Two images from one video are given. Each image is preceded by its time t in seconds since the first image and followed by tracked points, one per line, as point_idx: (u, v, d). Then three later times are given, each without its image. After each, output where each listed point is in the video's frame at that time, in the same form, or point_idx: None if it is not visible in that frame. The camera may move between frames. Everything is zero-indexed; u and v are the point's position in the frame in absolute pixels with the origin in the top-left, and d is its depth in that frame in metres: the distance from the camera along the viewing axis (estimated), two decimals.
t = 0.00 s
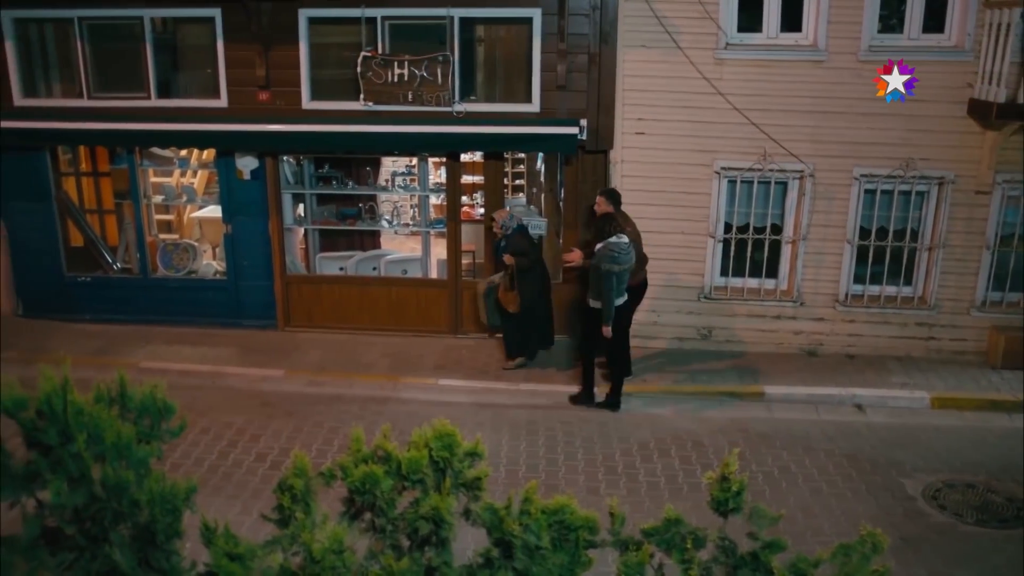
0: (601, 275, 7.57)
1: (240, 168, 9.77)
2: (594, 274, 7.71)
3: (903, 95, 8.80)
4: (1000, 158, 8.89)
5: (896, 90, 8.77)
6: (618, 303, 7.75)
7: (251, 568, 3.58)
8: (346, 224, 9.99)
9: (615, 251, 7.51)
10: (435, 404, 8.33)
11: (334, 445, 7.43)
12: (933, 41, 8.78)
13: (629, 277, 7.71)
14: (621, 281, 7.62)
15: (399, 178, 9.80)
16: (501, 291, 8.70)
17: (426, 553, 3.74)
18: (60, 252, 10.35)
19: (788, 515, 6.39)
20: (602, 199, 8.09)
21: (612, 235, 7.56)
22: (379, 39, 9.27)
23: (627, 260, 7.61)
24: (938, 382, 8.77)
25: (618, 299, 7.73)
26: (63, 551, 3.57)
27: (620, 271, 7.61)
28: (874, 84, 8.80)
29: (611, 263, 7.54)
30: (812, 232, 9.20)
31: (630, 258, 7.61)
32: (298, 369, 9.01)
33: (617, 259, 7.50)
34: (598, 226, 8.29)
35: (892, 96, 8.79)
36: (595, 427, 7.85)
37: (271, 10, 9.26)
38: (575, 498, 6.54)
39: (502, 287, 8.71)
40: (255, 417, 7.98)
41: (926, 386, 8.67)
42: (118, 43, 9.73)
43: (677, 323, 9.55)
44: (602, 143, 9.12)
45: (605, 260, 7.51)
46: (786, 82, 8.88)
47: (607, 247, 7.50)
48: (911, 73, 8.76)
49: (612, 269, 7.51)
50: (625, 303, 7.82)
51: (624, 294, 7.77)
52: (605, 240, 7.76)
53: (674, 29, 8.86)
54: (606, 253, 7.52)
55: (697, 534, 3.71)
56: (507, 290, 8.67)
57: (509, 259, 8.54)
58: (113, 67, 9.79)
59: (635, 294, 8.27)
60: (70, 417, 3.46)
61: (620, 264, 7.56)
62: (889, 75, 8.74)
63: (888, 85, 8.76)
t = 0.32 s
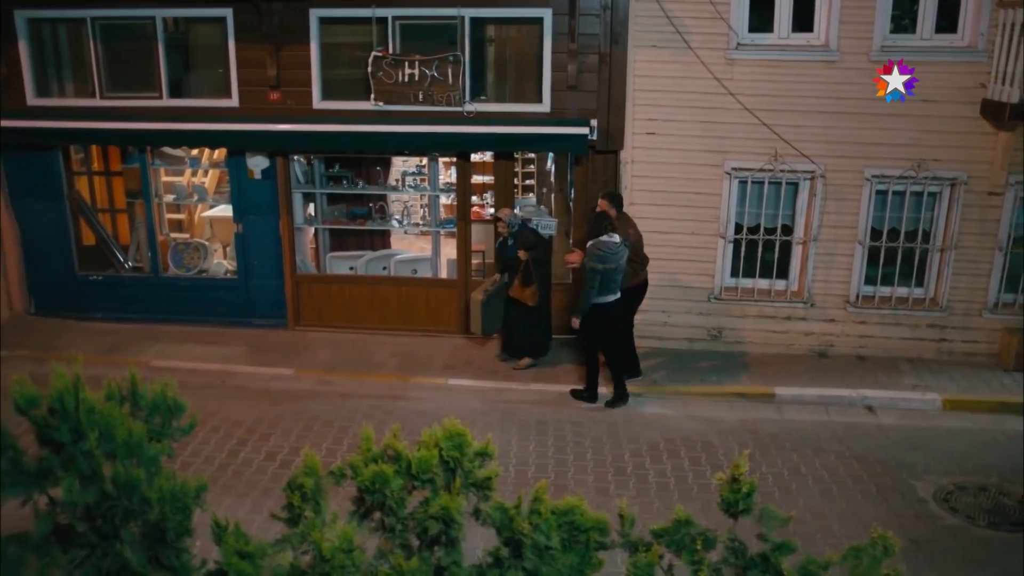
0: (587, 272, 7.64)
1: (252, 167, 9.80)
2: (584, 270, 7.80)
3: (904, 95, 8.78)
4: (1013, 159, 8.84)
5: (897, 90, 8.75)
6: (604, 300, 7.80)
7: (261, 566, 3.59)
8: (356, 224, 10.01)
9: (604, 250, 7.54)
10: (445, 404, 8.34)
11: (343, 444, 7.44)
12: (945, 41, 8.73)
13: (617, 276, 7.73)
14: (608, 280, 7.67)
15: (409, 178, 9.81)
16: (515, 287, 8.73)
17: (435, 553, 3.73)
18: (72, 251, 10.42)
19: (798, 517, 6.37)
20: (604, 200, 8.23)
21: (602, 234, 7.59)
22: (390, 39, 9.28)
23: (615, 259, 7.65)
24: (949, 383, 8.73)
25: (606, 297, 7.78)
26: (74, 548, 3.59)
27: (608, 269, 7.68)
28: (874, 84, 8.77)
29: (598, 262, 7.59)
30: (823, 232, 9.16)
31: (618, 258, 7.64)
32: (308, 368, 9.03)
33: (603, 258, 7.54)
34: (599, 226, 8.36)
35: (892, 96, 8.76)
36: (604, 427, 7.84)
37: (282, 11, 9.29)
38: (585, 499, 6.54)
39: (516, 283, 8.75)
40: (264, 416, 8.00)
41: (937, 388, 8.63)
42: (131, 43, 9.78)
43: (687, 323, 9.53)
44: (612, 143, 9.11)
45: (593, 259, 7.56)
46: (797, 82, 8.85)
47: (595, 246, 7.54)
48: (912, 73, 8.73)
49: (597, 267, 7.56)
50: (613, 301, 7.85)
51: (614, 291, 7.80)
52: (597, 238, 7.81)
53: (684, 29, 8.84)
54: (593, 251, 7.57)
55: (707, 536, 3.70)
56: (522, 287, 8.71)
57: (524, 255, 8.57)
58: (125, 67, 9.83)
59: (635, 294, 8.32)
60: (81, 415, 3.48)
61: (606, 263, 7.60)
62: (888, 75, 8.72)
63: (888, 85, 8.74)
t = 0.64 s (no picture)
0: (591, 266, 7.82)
1: (262, 167, 9.84)
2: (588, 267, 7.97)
3: (904, 95, 8.73)
4: None
5: (897, 90, 8.70)
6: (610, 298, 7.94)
7: (271, 565, 3.59)
8: (366, 224, 10.02)
9: (610, 246, 7.76)
10: (454, 404, 8.35)
11: (352, 443, 7.46)
12: (957, 41, 8.69)
13: (622, 273, 7.90)
14: (613, 276, 7.85)
15: (419, 178, 9.82)
16: (529, 287, 8.75)
17: (444, 553, 3.73)
18: (83, 250, 10.46)
19: (808, 519, 6.35)
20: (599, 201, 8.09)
21: (609, 231, 7.84)
22: (401, 39, 9.30)
23: (620, 256, 7.84)
24: (960, 385, 8.69)
25: (610, 294, 7.94)
26: (85, 546, 3.60)
27: (613, 266, 7.83)
28: (875, 84, 8.74)
29: (604, 257, 7.77)
30: (833, 233, 9.13)
31: (623, 255, 7.84)
32: (317, 368, 9.05)
33: (608, 253, 7.75)
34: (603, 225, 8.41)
35: (892, 96, 8.71)
36: (614, 428, 7.83)
37: (293, 11, 9.31)
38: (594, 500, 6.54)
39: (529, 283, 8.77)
40: (274, 415, 8.02)
41: (948, 390, 8.59)
42: (143, 43, 9.82)
43: (696, 324, 9.51)
44: (622, 144, 9.11)
45: (599, 253, 7.76)
46: (809, 82, 8.82)
47: (602, 241, 7.76)
48: (912, 73, 8.68)
49: (602, 261, 7.74)
50: (617, 300, 8.00)
51: (619, 289, 7.96)
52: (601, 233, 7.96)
53: (695, 29, 8.82)
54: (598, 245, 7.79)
55: (717, 537, 3.70)
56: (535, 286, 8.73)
57: (535, 256, 8.61)
58: (137, 67, 9.87)
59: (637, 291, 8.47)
60: (92, 413, 3.49)
61: (611, 259, 7.77)
62: (888, 75, 8.68)
63: (888, 85, 8.69)
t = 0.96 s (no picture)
0: (615, 265, 7.79)
1: (272, 166, 9.86)
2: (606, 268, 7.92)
3: (904, 95, 8.71)
4: None
5: (897, 90, 8.68)
6: (631, 294, 7.96)
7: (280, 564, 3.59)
8: (375, 223, 10.04)
9: (632, 241, 7.78)
10: (462, 404, 8.35)
11: (361, 443, 7.47)
12: (969, 41, 8.65)
13: (639, 266, 7.97)
14: (634, 271, 7.88)
15: (428, 177, 9.83)
16: (534, 292, 8.80)
17: (453, 552, 3.73)
18: (94, 249, 10.51)
19: (817, 520, 6.33)
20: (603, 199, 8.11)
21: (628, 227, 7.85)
22: (410, 39, 9.31)
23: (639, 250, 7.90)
24: (971, 387, 8.64)
25: (631, 291, 7.95)
26: (95, 544, 3.62)
27: (633, 261, 7.87)
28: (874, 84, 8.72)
29: (627, 253, 7.78)
30: (843, 234, 9.10)
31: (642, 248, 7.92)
32: (326, 367, 9.07)
33: (627, 249, 7.75)
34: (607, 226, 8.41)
35: (892, 96, 8.70)
36: (622, 429, 7.82)
37: (303, 10, 9.34)
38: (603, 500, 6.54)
39: (534, 288, 8.81)
40: (283, 414, 8.04)
41: (959, 391, 8.55)
42: (154, 43, 9.87)
43: (705, 325, 9.49)
44: (631, 144, 9.11)
45: (622, 250, 7.76)
46: (819, 83, 8.79)
47: (623, 238, 7.76)
48: (912, 73, 8.66)
49: (626, 258, 7.75)
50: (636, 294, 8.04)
51: (636, 284, 8.00)
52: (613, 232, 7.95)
53: (705, 29, 8.80)
54: (614, 243, 7.78)
55: (726, 538, 3.69)
56: (540, 291, 8.82)
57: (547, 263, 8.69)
58: (147, 67, 9.92)
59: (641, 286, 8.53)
60: (103, 411, 3.50)
61: (633, 254, 7.81)
62: (888, 75, 8.67)
63: (888, 85, 8.68)
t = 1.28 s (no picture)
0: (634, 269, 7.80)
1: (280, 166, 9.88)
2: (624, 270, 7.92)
3: (903, 95, 8.69)
4: None
5: (896, 90, 8.66)
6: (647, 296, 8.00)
7: (288, 563, 3.60)
8: (383, 223, 10.06)
9: (651, 244, 7.83)
10: (470, 404, 8.35)
11: (368, 442, 7.48)
12: (979, 42, 8.62)
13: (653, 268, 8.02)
14: (651, 273, 7.94)
15: (436, 177, 9.84)
16: (542, 298, 8.78)
17: (461, 552, 3.73)
18: (103, 248, 10.54)
19: (825, 522, 6.31)
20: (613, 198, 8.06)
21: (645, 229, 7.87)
22: (419, 39, 9.32)
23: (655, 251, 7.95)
24: (980, 389, 8.61)
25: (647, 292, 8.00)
26: (103, 542, 3.63)
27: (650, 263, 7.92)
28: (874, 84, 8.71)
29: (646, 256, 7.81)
30: (852, 235, 9.07)
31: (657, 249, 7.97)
32: (334, 367, 9.08)
33: (646, 251, 7.78)
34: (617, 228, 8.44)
35: (892, 96, 8.69)
36: (629, 429, 7.81)
37: (312, 10, 9.36)
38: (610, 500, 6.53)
39: (541, 294, 8.80)
40: (290, 413, 8.06)
41: (968, 393, 8.51)
42: (163, 43, 9.90)
43: (713, 326, 9.47)
44: (639, 144, 9.09)
45: (641, 254, 7.78)
46: (828, 83, 8.77)
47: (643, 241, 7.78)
48: (912, 73, 8.63)
49: (646, 261, 7.78)
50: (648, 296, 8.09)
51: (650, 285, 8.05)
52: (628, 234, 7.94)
53: (713, 29, 8.78)
54: (632, 247, 7.79)
55: (733, 539, 3.68)
56: (547, 297, 8.80)
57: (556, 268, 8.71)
58: (157, 66, 9.95)
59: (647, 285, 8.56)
60: (111, 410, 3.52)
61: (651, 257, 7.85)
62: (888, 75, 8.65)
63: (888, 85, 8.66)
